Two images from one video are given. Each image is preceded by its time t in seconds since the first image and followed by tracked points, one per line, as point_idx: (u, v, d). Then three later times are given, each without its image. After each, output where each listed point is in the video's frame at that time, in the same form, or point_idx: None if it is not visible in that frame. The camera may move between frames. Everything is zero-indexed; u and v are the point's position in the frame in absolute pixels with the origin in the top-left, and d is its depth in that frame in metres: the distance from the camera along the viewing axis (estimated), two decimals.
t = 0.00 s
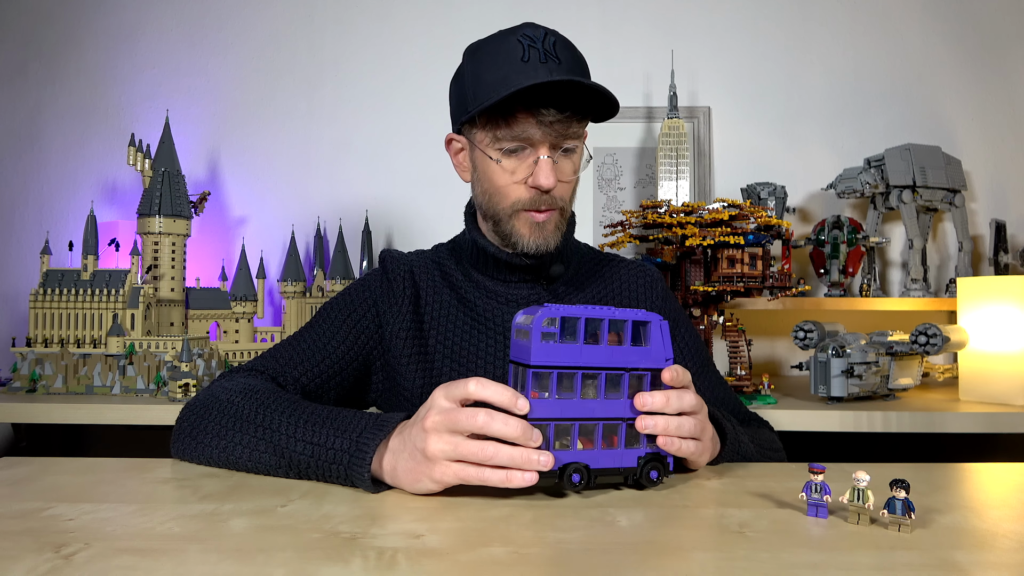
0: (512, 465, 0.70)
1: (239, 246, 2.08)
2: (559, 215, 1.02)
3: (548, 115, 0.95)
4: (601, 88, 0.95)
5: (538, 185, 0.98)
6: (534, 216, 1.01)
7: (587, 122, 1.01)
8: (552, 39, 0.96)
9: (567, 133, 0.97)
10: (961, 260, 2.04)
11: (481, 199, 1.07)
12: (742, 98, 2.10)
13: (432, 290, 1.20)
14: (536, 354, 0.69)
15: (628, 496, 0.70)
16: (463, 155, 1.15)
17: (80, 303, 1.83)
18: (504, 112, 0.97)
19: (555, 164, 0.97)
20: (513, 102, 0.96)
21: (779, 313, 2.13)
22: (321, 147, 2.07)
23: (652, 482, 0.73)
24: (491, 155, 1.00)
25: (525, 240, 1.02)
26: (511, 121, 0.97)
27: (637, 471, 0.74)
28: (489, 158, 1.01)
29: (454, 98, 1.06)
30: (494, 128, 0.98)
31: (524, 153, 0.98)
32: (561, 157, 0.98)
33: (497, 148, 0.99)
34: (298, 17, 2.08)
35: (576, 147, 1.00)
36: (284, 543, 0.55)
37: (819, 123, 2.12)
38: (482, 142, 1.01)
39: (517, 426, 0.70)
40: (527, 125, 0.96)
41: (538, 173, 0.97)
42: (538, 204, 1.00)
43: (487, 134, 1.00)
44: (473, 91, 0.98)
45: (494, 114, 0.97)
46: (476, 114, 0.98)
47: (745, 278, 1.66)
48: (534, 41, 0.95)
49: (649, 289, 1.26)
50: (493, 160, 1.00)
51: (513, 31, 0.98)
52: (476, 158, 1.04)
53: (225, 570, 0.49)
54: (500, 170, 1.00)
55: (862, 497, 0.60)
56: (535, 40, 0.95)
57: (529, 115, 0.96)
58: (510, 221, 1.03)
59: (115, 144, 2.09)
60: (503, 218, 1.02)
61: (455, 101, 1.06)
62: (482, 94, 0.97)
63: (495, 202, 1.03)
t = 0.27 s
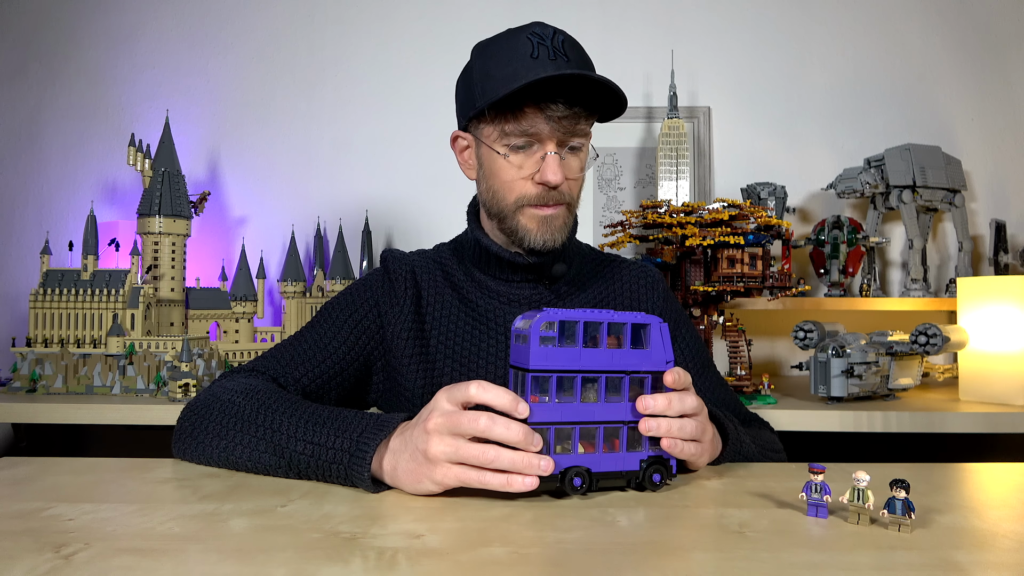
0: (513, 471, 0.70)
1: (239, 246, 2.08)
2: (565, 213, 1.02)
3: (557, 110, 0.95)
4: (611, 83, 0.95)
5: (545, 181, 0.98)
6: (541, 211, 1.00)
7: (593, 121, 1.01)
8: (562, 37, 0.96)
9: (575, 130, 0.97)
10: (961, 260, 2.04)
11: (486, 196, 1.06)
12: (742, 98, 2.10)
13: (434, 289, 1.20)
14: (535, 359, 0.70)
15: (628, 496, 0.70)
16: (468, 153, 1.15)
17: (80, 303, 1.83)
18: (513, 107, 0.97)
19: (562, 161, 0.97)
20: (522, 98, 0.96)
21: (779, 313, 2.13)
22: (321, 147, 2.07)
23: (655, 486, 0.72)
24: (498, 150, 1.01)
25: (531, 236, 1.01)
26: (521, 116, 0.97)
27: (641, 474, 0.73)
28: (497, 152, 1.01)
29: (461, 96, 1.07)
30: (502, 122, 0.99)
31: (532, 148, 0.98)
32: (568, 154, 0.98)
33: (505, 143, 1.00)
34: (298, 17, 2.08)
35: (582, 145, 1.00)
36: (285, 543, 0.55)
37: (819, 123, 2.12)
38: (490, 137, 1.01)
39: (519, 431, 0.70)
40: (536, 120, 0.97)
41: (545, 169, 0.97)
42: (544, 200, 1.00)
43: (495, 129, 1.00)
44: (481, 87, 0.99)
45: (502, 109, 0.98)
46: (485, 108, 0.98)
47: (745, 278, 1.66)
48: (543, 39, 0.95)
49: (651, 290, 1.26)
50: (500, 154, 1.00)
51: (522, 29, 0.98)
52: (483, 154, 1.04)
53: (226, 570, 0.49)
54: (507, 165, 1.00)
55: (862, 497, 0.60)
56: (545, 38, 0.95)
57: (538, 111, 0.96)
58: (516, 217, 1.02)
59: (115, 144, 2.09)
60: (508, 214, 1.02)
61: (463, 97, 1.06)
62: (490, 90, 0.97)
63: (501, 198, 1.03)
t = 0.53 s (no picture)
0: (512, 474, 0.70)
1: (239, 246, 2.08)
2: (568, 214, 1.03)
3: (563, 114, 0.95)
4: (617, 90, 0.95)
5: (549, 184, 0.98)
6: (543, 212, 1.01)
7: (598, 125, 1.02)
8: (570, 40, 0.97)
9: (581, 134, 0.98)
10: (961, 260, 2.04)
11: (490, 194, 1.07)
12: (742, 98, 2.10)
13: (435, 289, 1.20)
14: (534, 362, 0.70)
15: (628, 496, 0.70)
16: (472, 151, 1.15)
17: (80, 303, 1.83)
18: (520, 109, 0.97)
19: (567, 164, 0.98)
20: (529, 100, 0.96)
21: (779, 313, 2.14)
22: (321, 147, 2.07)
23: (655, 488, 0.72)
24: (503, 150, 1.01)
25: (533, 237, 1.02)
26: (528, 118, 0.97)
27: (642, 478, 0.73)
28: (502, 153, 1.01)
29: (467, 92, 1.07)
30: (508, 124, 0.99)
31: (537, 151, 0.99)
32: (573, 157, 0.99)
33: (510, 144, 1.00)
34: (298, 17, 2.08)
35: (587, 149, 1.00)
36: (284, 543, 0.55)
37: (819, 123, 2.12)
38: (496, 137, 1.01)
39: (518, 435, 0.70)
40: (542, 123, 0.97)
41: (550, 172, 0.98)
42: (548, 202, 1.01)
43: (502, 130, 1.00)
44: (488, 86, 0.98)
45: (509, 110, 0.98)
46: (491, 108, 0.98)
47: (745, 278, 1.66)
48: (552, 41, 0.95)
49: (651, 290, 1.26)
50: (505, 155, 1.01)
51: (531, 29, 0.98)
52: (488, 153, 1.04)
53: (226, 570, 0.49)
54: (512, 166, 1.00)
55: (862, 497, 0.60)
56: (553, 40, 0.95)
57: (545, 114, 0.96)
58: (519, 217, 1.03)
59: (115, 144, 2.09)
60: (511, 214, 1.03)
61: (469, 96, 1.05)
62: (497, 91, 0.97)
63: (504, 198, 1.03)
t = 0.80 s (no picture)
0: (512, 476, 0.70)
1: (239, 246, 2.08)
2: (553, 221, 1.04)
3: (539, 131, 0.95)
4: (594, 105, 0.94)
5: (530, 197, 0.99)
6: (526, 222, 1.03)
7: (582, 133, 1.00)
8: (551, 48, 0.95)
9: (559, 147, 0.97)
10: (961, 260, 2.04)
11: (477, 202, 1.08)
12: (741, 98, 2.10)
13: (434, 289, 1.20)
14: (534, 364, 0.70)
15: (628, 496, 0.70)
16: (464, 154, 1.15)
17: (80, 303, 1.83)
18: (498, 125, 0.97)
19: (547, 177, 0.98)
20: (506, 116, 0.95)
21: (779, 313, 2.14)
22: (321, 146, 2.07)
23: (656, 489, 0.72)
24: (483, 165, 1.01)
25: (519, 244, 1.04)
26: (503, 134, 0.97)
27: (642, 479, 0.73)
28: (483, 167, 1.01)
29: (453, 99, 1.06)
30: (487, 139, 0.98)
31: (516, 165, 0.99)
32: (554, 168, 0.99)
33: (490, 159, 1.00)
34: (298, 17, 2.08)
35: (570, 157, 1.00)
36: (284, 543, 0.55)
37: (819, 123, 2.12)
38: (476, 151, 1.01)
39: (519, 437, 0.70)
40: (519, 140, 0.96)
41: (530, 185, 0.98)
42: (530, 212, 1.02)
43: (481, 145, 1.00)
44: (468, 99, 0.98)
45: (487, 126, 0.97)
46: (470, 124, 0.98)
47: (745, 278, 1.66)
48: (531, 50, 0.94)
49: (650, 290, 1.26)
50: (486, 170, 1.01)
51: (512, 36, 0.96)
52: (472, 164, 1.05)
53: (226, 570, 0.49)
54: (493, 180, 1.01)
55: (862, 497, 0.60)
56: (533, 50, 0.94)
57: (521, 130, 0.96)
58: (504, 225, 1.05)
59: (115, 144, 2.09)
60: (496, 223, 1.04)
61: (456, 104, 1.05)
62: (477, 105, 0.97)
63: (489, 207, 1.05)
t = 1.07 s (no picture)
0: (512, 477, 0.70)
1: (239, 246, 2.08)
2: (551, 223, 1.03)
3: (534, 133, 0.95)
4: (588, 106, 0.94)
5: (526, 199, 0.99)
6: (523, 224, 1.02)
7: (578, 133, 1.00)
8: (544, 48, 0.95)
9: (555, 149, 0.97)
10: (961, 260, 2.04)
11: (474, 204, 1.08)
12: (741, 98, 2.10)
13: (432, 289, 1.20)
14: (533, 366, 0.70)
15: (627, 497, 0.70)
16: (459, 157, 1.15)
17: (80, 303, 1.83)
18: (493, 127, 0.97)
19: (543, 178, 0.98)
20: (501, 118, 0.95)
21: (779, 313, 2.13)
22: (321, 146, 2.07)
23: (657, 489, 0.72)
24: (479, 167, 1.01)
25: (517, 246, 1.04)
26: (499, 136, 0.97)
27: (642, 479, 0.73)
28: (479, 170, 1.01)
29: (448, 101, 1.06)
30: (482, 142, 0.98)
31: (512, 166, 0.99)
32: (549, 169, 0.99)
33: (486, 161, 1.00)
34: (298, 17, 2.08)
35: (566, 158, 1.00)
36: (285, 543, 0.55)
37: (819, 123, 2.12)
38: (472, 154, 1.01)
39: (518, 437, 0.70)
40: (514, 141, 0.96)
41: (526, 187, 0.98)
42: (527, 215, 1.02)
43: (477, 147, 1.00)
44: (463, 101, 0.98)
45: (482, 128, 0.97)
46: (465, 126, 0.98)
47: (745, 278, 1.66)
48: (524, 51, 0.94)
49: (649, 290, 1.26)
50: (482, 172, 1.01)
51: (505, 37, 0.96)
52: (468, 166, 1.05)
53: (226, 570, 0.49)
54: (489, 182, 1.01)
55: (862, 497, 0.60)
56: (526, 51, 0.94)
57: (516, 132, 0.96)
58: (502, 228, 1.05)
59: (115, 144, 2.09)
60: (494, 226, 1.04)
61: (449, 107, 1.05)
62: (472, 108, 0.96)
63: (487, 210, 1.05)
